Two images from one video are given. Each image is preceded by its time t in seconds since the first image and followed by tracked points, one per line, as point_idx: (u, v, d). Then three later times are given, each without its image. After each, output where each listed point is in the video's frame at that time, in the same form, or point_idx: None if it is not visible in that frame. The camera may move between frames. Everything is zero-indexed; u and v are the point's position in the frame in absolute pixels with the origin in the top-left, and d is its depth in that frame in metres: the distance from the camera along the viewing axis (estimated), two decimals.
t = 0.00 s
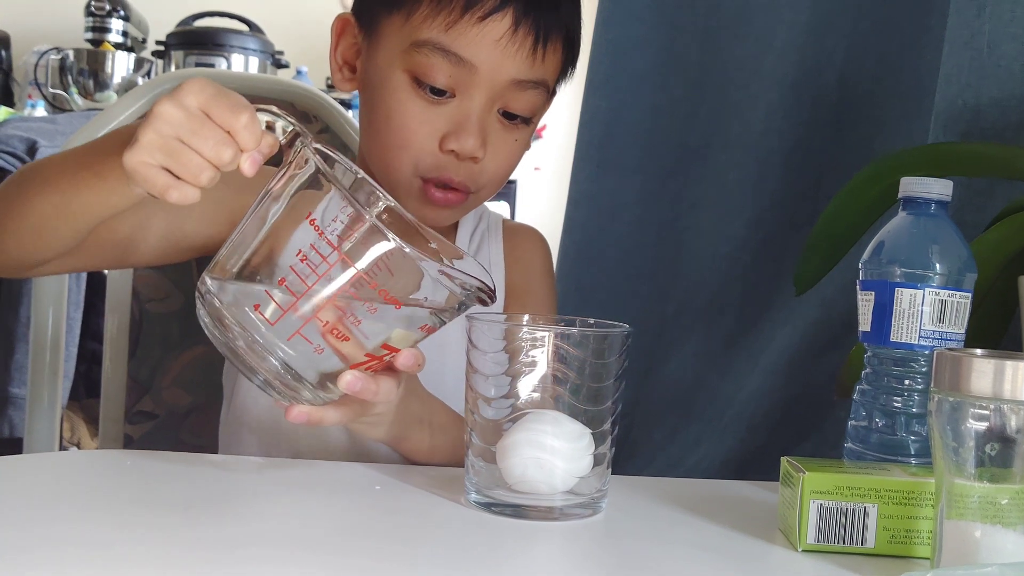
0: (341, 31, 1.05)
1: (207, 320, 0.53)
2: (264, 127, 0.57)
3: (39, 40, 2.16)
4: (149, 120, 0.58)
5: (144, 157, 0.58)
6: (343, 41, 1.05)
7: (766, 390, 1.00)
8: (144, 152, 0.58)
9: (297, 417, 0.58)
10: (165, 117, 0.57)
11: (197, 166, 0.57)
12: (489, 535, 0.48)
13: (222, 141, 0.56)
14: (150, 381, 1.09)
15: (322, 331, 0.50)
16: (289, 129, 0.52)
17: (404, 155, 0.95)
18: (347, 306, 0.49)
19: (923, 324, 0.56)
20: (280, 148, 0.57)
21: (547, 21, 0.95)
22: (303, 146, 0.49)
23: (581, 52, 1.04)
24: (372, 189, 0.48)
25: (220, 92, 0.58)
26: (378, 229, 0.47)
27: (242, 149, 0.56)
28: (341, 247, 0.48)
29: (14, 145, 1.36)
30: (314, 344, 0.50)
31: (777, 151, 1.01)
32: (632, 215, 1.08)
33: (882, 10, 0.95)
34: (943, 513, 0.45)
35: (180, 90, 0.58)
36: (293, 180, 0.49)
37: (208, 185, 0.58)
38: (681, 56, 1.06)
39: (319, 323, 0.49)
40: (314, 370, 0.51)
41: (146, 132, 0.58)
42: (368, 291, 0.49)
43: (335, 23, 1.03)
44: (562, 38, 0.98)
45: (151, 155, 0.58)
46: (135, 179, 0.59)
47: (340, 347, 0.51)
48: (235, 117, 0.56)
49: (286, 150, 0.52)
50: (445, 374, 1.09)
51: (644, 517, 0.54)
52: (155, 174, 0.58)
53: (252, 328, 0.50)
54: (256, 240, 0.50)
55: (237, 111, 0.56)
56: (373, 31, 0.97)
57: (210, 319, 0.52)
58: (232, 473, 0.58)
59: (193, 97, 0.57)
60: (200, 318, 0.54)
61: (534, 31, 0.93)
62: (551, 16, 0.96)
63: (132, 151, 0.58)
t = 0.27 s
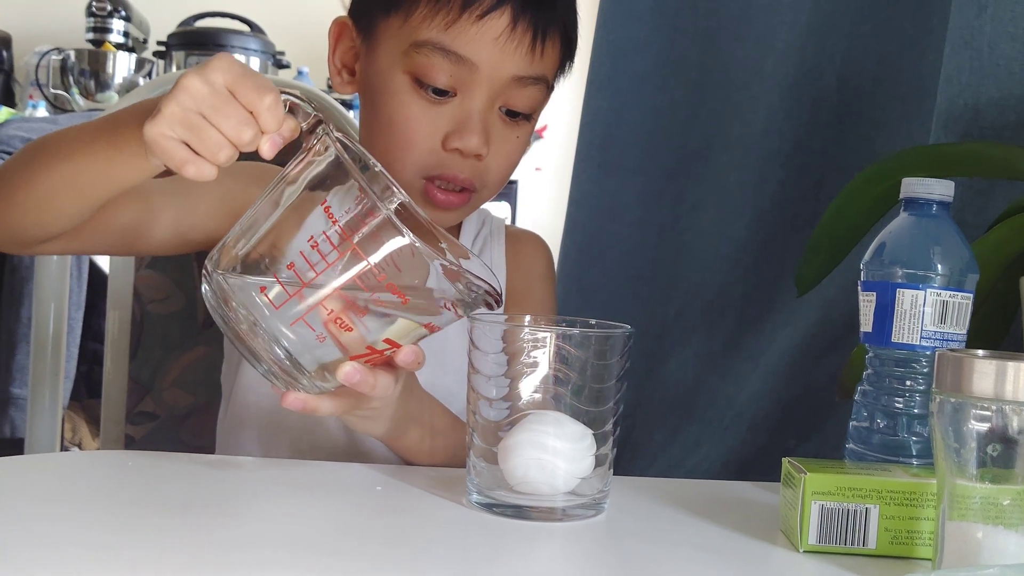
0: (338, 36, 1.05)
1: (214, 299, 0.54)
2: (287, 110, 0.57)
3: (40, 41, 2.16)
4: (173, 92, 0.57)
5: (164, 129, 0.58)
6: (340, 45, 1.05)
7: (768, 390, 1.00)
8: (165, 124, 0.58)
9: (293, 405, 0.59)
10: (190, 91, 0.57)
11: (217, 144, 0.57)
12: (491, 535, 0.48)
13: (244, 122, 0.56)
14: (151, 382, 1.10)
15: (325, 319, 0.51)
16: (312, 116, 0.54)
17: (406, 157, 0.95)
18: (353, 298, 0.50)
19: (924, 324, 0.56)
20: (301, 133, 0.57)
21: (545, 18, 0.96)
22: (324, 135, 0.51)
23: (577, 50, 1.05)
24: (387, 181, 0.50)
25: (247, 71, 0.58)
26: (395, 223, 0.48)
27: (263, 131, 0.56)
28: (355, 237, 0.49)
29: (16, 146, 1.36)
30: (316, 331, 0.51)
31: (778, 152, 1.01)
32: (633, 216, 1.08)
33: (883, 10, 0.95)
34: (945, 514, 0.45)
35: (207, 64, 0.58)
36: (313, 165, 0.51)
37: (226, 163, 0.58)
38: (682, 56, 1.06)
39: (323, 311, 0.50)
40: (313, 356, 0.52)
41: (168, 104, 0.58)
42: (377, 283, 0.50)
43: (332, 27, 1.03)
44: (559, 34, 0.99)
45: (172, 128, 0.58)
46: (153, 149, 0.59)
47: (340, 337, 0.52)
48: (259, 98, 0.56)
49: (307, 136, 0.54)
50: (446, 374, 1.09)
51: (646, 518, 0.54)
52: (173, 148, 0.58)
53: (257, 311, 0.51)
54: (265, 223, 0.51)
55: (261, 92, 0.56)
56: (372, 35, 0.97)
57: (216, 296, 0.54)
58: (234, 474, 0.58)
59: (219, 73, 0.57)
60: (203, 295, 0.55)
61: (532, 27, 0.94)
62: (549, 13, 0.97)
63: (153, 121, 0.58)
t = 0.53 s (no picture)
0: (339, 38, 1.04)
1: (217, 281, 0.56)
2: (301, 97, 0.58)
3: (42, 41, 2.16)
4: (190, 71, 0.58)
5: (178, 107, 0.58)
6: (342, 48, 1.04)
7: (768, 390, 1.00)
8: (179, 102, 0.58)
9: (287, 392, 0.60)
10: (208, 71, 0.57)
11: (230, 126, 0.57)
12: (492, 536, 0.48)
13: (259, 106, 0.57)
14: (152, 382, 1.13)
15: (324, 311, 0.52)
16: (327, 106, 0.55)
17: (410, 157, 0.95)
18: (352, 292, 0.52)
19: (926, 325, 0.56)
20: (313, 122, 0.58)
21: (545, 14, 0.97)
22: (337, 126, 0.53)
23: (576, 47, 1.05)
24: (399, 175, 0.52)
25: (265, 56, 0.59)
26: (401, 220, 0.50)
27: (279, 117, 0.57)
28: (360, 230, 0.52)
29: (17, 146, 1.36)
30: (314, 321, 0.53)
31: (779, 152, 1.01)
32: (634, 215, 1.08)
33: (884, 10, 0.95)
34: (947, 514, 0.45)
35: (226, 46, 0.58)
36: (324, 154, 0.53)
37: (237, 146, 0.59)
38: (683, 56, 1.06)
39: (323, 300, 0.52)
40: (311, 344, 0.54)
41: (185, 83, 0.58)
42: (378, 278, 0.52)
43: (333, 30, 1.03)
44: (560, 30, 1.00)
45: (186, 107, 0.58)
46: (165, 127, 0.59)
47: (338, 330, 0.53)
48: (276, 84, 0.57)
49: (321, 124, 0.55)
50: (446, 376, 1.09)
51: (647, 519, 0.54)
52: (186, 127, 0.58)
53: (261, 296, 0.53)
54: (276, 207, 0.53)
55: (279, 78, 0.57)
56: (372, 36, 0.97)
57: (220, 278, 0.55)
58: (235, 474, 0.58)
59: (238, 56, 0.58)
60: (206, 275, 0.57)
61: (533, 24, 0.95)
62: (548, 10, 0.98)
63: (167, 98, 0.58)
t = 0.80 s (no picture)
0: (344, 36, 1.03)
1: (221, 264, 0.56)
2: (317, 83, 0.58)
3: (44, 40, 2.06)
4: (211, 49, 0.58)
5: (195, 84, 0.58)
6: (347, 46, 1.04)
7: (769, 390, 1.00)
8: (197, 79, 0.58)
9: (281, 377, 0.60)
10: (228, 50, 0.58)
11: (244, 106, 0.58)
12: (493, 534, 0.48)
13: (275, 89, 0.57)
14: (154, 381, 1.15)
15: (325, 298, 0.53)
16: (344, 95, 0.55)
17: (413, 156, 0.95)
18: (355, 283, 0.53)
19: (927, 323, 0.56)
20: (328, 109, 0.58)
21: (552, 17, 0.97)
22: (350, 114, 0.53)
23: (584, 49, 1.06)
24: (409, 170, 0.53)
25: (286, 39, 0.59)
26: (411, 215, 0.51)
27: (293, 101, 0.57)
28: (367, 220, 0.53)
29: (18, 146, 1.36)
30: (314, 308, 0.54)
31: (780, 151, 1.01)
32: (635, 214, 1.08)
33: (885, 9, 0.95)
34: (948, 512, 0.45)
35: (248, 27, 0.59)
36: (336, 142, 0.53)
37: (250, 127, 0.59)
38: (684, 55, 1.06)
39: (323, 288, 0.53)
40: (308, 330, 0.55)
41: (204, 60, 0.58)
42: (382, 270, 0.53)
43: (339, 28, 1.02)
44: (566, 34, 1.00)
45: (203, 84, 0.58)
46: (179, 102, 0.59)
47: (337, 318, 0.54)
48: (294, 68, 0.57)
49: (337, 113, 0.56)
50: (448, 376, 1.09)
51: (647, 517, 0.54)
52: (201, 104, 0.58)
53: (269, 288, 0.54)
54: (284, 190, 0.54)
55: (297, 63, 0.57)
56: (379, 34, 0.97)
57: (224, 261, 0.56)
58: (237, 472, 0.58)
59: (259, 37, 0.58)
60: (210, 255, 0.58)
61: (540, 27, 0.95)
62: (556, 13, 0.98)
63: (185, 74, 0.58)
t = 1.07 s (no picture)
0: (350, 31, 1.03)
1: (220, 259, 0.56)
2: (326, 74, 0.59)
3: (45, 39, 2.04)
4: (221, 33, 0.58)
5: (204, 68, 0.58)
6: (352, 42, 1.03)
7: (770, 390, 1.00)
8: (206, 64, 0.58)
9: (274, 369, 0.60)
10: (240, 36, 0.57)
11: (253, 94, 0.57)
12: (494, 533, 0.48)
13: (284, 78, 0.57)
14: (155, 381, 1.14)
15: (324, 290, 0.54)
16: (352, 89, 0.56)
17: (418, 155, 0.95)
18: (355, 277, 0.53)
19: (928, 322, 0.56)
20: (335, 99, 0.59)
21: (560, 20, 0.97)
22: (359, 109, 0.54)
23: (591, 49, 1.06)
24: (414, 168, 0.54)
25: (297, 28, 0.59)
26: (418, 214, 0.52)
27: (302, 90, 0.57)
28: (372, 214, 0.53)
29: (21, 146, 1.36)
30: (311, 300, 0.54)
31: (781, 151, 1.01)
32: (636, 214, 1.08)
33: (887, 8, 0.95)
34: (949, 511, 0.45)
35: (260, 14, 0.58)
36: (342, 135, 0.54)
37: (256, 115, 0.59)
38: (685, 54, 1.06)
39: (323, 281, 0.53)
40: (301, 321, 0.55)
41: (214, 45, 0.58)
42: (384, 267, 0.53)
43: (345, 24, 1.02)
44: (574, 37, 1.00)
45: (212, 69, 0.58)
46: (186, 86, 0.59)
47: (333, 312, 0.54)
48: (305, 58, 0.57)
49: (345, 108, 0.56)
50: (450, 376, 1.10)
51: (648, 516, 0.54)
52: (207, 88, 0.58)
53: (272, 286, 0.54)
54: (287, 180, 0.54)
55: (308, 52, 0.57)
56: (386, 32, 0.97)
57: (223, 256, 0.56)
58: (239, 472, 0.59)
59: (271, 25, 0.58)
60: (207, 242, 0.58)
61: (549, 29, 0.95)
62: (564, 16, 0.98)
63: (194, 58, 0.58)
